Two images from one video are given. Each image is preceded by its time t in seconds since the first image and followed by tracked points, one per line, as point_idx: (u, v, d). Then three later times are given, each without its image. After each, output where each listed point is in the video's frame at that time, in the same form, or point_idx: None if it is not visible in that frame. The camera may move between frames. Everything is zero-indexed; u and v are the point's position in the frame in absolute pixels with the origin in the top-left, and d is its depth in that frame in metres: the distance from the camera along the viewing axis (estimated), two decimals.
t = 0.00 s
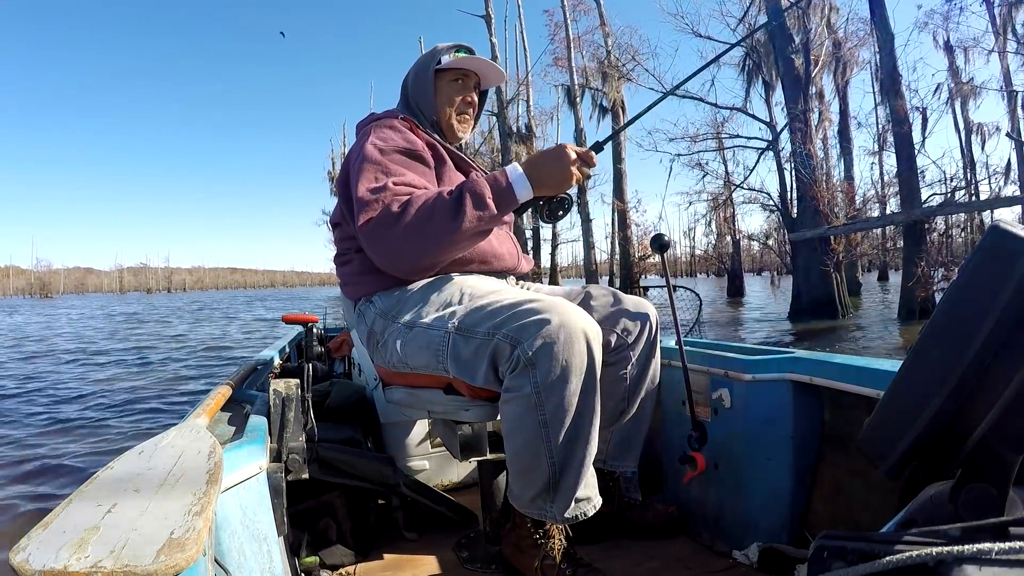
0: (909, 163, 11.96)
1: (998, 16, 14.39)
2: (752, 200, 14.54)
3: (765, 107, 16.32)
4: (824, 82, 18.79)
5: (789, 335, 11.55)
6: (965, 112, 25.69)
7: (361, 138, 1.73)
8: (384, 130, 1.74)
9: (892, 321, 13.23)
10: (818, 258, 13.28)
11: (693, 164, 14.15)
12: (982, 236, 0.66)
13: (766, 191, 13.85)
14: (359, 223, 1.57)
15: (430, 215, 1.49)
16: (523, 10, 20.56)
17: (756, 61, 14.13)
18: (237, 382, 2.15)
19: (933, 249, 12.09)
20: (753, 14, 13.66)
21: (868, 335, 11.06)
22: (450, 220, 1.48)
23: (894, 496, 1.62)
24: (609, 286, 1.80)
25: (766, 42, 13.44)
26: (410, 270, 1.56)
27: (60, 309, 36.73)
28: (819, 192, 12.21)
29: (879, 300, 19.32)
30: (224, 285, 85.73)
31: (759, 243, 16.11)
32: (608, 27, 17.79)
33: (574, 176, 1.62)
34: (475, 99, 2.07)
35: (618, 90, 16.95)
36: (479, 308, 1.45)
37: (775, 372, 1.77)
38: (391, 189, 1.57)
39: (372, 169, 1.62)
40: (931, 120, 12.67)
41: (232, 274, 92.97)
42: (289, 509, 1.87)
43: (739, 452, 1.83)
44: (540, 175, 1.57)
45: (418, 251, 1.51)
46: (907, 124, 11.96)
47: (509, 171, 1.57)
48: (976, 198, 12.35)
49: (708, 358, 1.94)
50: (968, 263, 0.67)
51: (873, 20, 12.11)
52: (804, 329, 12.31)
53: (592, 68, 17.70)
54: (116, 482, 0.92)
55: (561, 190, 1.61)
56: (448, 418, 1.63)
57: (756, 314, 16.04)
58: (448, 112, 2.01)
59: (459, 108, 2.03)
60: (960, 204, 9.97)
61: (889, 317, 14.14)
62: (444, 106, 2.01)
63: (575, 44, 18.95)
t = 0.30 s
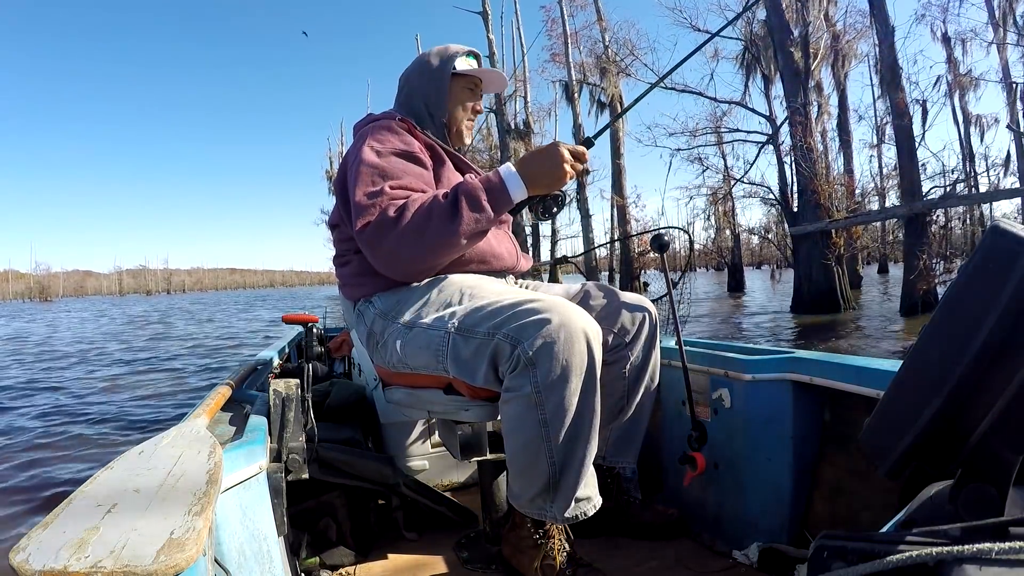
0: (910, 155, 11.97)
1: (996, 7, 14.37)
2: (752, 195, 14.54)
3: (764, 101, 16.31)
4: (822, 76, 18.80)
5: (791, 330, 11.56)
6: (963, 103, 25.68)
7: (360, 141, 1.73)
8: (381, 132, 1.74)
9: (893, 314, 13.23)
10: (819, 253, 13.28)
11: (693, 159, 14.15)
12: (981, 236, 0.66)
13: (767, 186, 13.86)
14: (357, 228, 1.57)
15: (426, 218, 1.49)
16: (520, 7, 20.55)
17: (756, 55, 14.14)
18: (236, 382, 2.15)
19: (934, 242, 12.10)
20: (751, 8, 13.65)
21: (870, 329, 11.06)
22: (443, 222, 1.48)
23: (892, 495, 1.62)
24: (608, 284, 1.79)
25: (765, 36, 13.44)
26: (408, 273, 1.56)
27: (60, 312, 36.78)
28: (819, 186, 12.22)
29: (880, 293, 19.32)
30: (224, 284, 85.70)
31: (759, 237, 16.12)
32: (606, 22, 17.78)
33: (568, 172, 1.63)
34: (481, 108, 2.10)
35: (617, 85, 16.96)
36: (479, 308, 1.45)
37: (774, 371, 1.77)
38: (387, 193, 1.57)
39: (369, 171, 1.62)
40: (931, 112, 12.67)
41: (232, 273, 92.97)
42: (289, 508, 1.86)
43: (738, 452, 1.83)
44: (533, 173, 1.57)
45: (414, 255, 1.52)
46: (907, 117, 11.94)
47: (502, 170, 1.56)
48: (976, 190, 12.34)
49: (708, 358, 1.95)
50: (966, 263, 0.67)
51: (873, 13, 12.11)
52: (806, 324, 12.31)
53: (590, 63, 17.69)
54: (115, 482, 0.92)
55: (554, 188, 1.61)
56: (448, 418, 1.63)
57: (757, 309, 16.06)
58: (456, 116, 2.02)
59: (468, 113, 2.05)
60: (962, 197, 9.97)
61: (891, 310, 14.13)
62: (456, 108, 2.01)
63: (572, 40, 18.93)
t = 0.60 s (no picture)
0: (911, 153, 11.97)
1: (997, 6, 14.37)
2: (753, 193, 14.53)
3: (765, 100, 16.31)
4: (822, 75, 18.81)
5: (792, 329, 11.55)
6: (963, 102, 25.67)
7: (367, 138, 1.72)
8: (389, 129, 1.73)
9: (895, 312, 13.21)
10: (820, 251, 13.27)
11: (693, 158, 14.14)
12: (982, 237, 0.66)
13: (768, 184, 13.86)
14: (362, 228, 1.56)
15: (431, 222, 1.49)
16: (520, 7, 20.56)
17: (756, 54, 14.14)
18: (236, 382, 2.15)
19: (935, 241, 12.10)
20: (752, 7, 13.66)
21: (872, 327, 11.05)
22: (449, 225, 1.48)
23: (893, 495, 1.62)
24: (608, 284, 1.79)
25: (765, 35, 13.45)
26: (412, 275, 1.57)
27: (60, 311, 36.79)
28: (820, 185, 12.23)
29: (881, 292, 19.31)
30: (224, 284, 85.64)
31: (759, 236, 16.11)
32: (605, 21, 17.78)
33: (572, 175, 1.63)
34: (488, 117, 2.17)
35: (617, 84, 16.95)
36: (484, 307, 1.45)
37: (775, 371, 1.77)
38: (393, 193, 1.57)
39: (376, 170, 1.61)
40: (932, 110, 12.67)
41: (232, 272, 92.90)
42: (289, 509, 1.86)
43: (738, 452, 1.83)
44: (537, 175, 1.57)
45: (418, 258, 1.52)
46: (908, 115, 11.95)
47: (507, 174, 1.57)
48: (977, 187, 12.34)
49: (708, 358, 1.94)
50: (968, 263, 0.67)
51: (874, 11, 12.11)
52: (807, 322, 12.31)
53: (590, 62, 17.70)
54: (116, 482, 0.92)
55: (558, 191, 1.61)
56: (449, 418, 1.63)
57: (758, 307, 16.06)
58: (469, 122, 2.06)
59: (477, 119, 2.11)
60: (964, 195, 9.96)
61: (892, 309, 14.12)
62: (470, 116, 2.06)
63: (572, 39, 18.93)
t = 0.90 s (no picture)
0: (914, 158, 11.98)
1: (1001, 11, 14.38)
2: (755, 196, 14.54)
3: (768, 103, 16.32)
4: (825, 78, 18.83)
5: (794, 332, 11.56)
6: (966, 108, 25.67)
7: (378, 132, 1.72)
8: (399, 124, 1.73)
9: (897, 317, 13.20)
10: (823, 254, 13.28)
11: (695, 161, 14.15)
12: (982, 236, 0.66)
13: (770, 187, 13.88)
14: (370, 222, 1.56)
15: (438, 216, 1.49)
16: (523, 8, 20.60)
17: (759, 57, 14.16)
18: (237, 382, 2.15)
19: (938, 245, 12.10)
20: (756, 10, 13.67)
21: (874, 331, 11.06)
22: (456, 220, 1.48)
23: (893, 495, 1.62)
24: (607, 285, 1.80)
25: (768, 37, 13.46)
26: (417, 271, 1.57)
27: (62, 308, 36.86)
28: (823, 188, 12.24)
29: (883, 296, 19.31)
30: (225, 284, 85.65)
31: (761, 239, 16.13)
32: (609, 23, 17.80)
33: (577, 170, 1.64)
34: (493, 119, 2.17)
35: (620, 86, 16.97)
36: (493, 306, 1.45)
37: (775, 371, 1.77)
38: (401, 187, 1.56)
39: (385, 164, 1.61)
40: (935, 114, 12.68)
41: (232, 273, 92.88)
42: (288, 508, 1.86)
43: (739, 452, 1.83)
44: (543, 172, 1.58)
45: (425, 251, 1.52)
46: (911, 119, 11.96)
47: (513, 170, 1.57)
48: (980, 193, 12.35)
49: (708, 358, 1.94)
50: (969, 262, 0.67)
51: (878, 15, 12.13)
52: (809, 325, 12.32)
53: (593, 64, 17.72)
54: (115, 482, 0.92)
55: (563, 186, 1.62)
56: (452, 418, 1.63)
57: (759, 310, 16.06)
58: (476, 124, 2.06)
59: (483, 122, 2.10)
60: (967, 199, 9.97)
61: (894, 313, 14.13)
62: (477, 120, 2.07)
63: (575, 41, 18.96)
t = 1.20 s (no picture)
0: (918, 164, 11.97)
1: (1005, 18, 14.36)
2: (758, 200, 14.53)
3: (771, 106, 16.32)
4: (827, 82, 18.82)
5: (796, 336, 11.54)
6: (968, 114, 25.67)
7: (381, 129, 1.72)
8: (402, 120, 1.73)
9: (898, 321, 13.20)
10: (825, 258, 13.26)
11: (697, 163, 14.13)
12: (981, 237, 0.66)
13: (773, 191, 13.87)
14: (371, 217, 1.57)
15: (437, 208, 1.49)
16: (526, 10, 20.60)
17: (763, 60, 14.15)
18: (237, 381, 2.15)
19: (940, 251, 12.10)
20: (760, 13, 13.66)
21: (877, 336, 11.05)
22: (455, 212, 1.48)
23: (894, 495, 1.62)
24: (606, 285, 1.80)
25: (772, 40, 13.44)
26: (417, 266, 1.57)
27: (62, 306, 36.82)
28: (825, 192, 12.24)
29: (884, 301, 19.30)
30: (225, 284, 85.59)
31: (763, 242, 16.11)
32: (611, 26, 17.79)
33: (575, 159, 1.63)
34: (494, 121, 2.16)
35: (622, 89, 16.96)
36: (500, 306, 1.45)
37: (775, 372, 1.77)
38: (402, 181, 1.56)
39: (387, 160, 1.62)
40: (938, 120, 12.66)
41: (232, 273, 92.84)
42: (288, 508, 1.86)
43: (739, 452, 1.83)
44: (542, 162, 1.57)
45: (426, 244, 1.52)
46: (916, 125, 11.95)
47: (512, 160, 1.56)
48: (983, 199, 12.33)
49: (708, 359, 1.95)
50: (968, 262, 0.67)
51: (884, 20, 12.11)
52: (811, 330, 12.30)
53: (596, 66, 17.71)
54: (115, 482, 0.92)
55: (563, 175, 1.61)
56: (454, 418, 1.63)
57: (760, 314, 16.04)
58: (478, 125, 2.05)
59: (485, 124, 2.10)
60: (970, 205, 9.95)
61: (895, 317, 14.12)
62: (481, 120, 2.07)
63: (578, 43, 18.94)
